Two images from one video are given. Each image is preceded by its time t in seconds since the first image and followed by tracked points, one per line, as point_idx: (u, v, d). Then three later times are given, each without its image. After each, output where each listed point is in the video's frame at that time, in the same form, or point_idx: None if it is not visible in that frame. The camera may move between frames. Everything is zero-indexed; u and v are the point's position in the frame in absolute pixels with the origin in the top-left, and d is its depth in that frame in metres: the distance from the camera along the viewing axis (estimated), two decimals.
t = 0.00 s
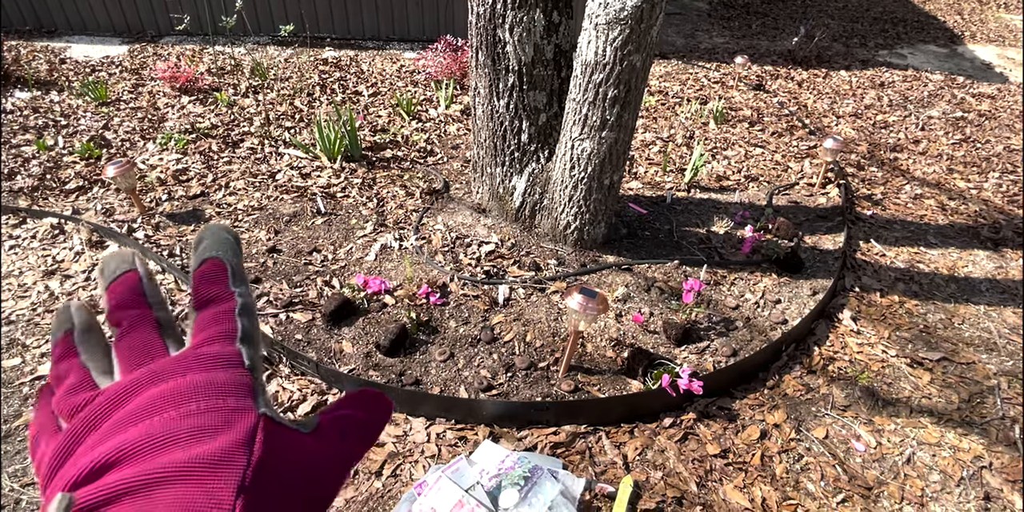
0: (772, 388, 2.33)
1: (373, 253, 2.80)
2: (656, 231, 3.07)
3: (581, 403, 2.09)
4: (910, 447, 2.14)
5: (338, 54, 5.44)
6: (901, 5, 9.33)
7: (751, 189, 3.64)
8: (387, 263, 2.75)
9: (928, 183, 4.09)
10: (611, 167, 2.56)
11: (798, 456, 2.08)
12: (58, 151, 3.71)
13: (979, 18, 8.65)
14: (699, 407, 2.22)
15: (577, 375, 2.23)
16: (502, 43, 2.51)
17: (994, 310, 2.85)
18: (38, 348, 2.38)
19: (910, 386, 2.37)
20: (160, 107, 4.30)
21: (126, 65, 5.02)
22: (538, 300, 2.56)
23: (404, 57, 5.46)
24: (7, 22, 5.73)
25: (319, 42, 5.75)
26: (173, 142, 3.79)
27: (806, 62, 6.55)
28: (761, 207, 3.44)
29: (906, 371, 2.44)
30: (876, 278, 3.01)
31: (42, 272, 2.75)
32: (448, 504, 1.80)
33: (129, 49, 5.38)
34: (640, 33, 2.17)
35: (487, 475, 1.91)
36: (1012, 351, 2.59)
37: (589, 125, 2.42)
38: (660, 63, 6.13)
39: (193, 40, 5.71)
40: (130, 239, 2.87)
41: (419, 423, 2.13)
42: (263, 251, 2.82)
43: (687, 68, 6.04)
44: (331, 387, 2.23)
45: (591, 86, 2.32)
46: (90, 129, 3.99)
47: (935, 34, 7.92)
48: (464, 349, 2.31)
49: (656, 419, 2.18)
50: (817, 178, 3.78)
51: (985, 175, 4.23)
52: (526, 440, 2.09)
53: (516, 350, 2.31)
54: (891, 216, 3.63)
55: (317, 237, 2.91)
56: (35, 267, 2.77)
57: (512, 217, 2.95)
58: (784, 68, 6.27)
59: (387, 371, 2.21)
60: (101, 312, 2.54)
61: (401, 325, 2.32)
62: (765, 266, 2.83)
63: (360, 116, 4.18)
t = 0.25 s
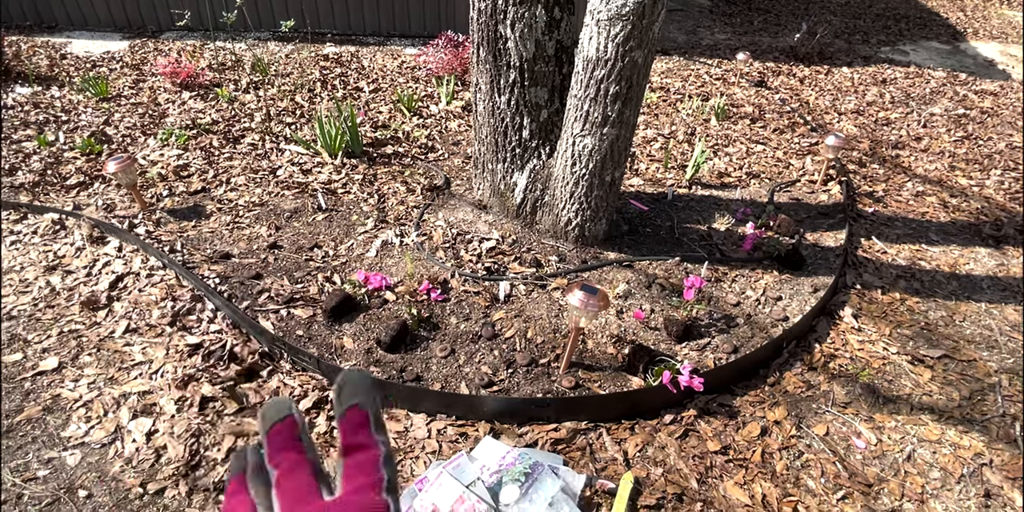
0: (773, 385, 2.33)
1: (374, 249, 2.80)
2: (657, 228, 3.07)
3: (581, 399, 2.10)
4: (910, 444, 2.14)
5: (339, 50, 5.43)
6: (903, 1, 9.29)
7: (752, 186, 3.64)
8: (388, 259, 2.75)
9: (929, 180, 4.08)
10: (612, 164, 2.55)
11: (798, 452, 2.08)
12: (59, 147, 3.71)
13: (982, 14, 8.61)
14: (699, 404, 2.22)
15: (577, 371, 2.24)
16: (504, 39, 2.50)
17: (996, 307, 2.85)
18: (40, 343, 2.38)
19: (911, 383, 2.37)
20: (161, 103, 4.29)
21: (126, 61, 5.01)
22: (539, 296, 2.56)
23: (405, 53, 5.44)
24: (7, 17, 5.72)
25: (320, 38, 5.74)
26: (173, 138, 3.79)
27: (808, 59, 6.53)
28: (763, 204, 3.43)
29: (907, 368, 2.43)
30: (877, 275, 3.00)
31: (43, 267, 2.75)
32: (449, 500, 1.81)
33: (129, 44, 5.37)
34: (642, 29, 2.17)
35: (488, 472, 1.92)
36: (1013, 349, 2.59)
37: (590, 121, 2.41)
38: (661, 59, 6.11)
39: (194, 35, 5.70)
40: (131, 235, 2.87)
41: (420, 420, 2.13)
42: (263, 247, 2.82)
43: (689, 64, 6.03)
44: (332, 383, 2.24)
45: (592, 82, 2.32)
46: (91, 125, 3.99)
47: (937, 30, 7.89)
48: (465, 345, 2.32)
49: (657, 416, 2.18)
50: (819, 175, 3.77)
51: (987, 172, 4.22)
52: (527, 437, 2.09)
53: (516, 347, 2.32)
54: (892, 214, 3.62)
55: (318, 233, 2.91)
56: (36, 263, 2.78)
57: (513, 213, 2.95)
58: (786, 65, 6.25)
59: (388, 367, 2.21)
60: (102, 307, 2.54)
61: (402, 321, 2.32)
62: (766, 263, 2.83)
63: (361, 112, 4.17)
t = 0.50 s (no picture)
0: (775, 381, 2.33)
1: (376, 245, 2.81)
2: (659, 224, 3.06)
3: (584, 395, 2.10)
4: (912, 440, 2.15)
5: (340, 46, 5.41)
6: None
7: (754, 182, 3.63)
8: (391, 255, 2.75)
9: (932, 176, 4.07)
10: (615, 160, 2.55)
11: (800, 448, 2.09)
12: (61, 142, 3.71)
13: (985, 10, 8.57)
14: (701, 400, 2.23)
15: (580, 367, 2.24)
16: (506, 34, 2.50)
17: (998, 304, 2.85)
18: (44, 338, 2.39)
19: (912, 380, 2.37)
20: (163, 98, 4.29)
21: (128, 56, 5.00)
22: (541, 292, 2.57)
23: (406, 49, 5.43)
24: (8, 12, 5.71)
25: (321, 33, 5.73)
26: (175, 134, 3.79)
27: (810, 55, 6.51)
28: (765, 200, 3.43)
29: (909, 364, 2.44)
30: (879, 272, 3.00)
31: (46, 262, 2.76)
32: (452, 495, 1.81)
33: (131, 40, 5.36)
34: (645, 24, 2.16)
35: (491, 467, 1.92)
36: (1015, 345, 2.59)
37: (593, 118, 2.41)
38: (663, 55, 6.10)
39: (195, 31, 5.69)
40: (133, 230, 2.87)
41: (423, 415, 2.14)
42: (266, 242, 2.82)
43: (691, 60, 6.01)
44: (335, 379, 2.24)
45: (595, 78, 2.32)
46: (92, 120, 3.99)
47: (940, 26, 7.85)
48: (467, 341, 2.32)
49: (659, 411, 2.18)
50: (821, 171, 3.77)
51: (990, 168, 4.21)
52: (529, 432, 2.10)
53: (519, 342, 2.32)
54: (894, 210, 3.62)
55: (321, 229, 2.91)
56: (39, 258, 2.78)
57: (515, 209, 2.95)
58: (788, 61, 6.23)
59: (391, 362, 2.22)
60: (105, 302, 2.55)
61: (404, 317, 2.32)
62: (768, 259, 2.83)
63: (363, 108, 4.17)
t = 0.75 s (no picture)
0: (776, 374, 2.34)
1: (378, 238, 2.81)
2: (660, 217, 3.06)
3: (585, 387, 2.11)
4: (912, 433, 2.15)
5: (341, 38, 5.40)
6: None
7: (756, 176, 3.63)
8: (392, 248, 2.75)
9: (934, 170, 4.06)
10: (616, 153, 2.54)
11: (801, 440, 2.09)
12: (62, 135, 3.70)
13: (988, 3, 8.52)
14: (702, 392, 2.23)
15: (581, 360, 2.24)
16: (508, 26, 2.49)
17: (999, 297, 2.84)
18: (46, 330, 2.40)
19: (913, 373, 2.38)
20: (163, 91, 4.28)
21: (128, 49, 4.99)
22: (542, 285, 2.57)
23: (407, 42, 5.41)
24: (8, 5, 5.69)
25: (322, 26, 5.70)
26: (176, 127, 3.79)
27: (813, 47, 6.48)
28: (767, 193, 3.42)
29: (910, 357, 2.44)
30: (880, 265, 3.00)
31: (48, 255, 2.76)
32: (454, 487, 1.81)
33: (131, 32, 5.34)
34: (647, 16, 2.15)
35: (492, 458, 1.92)
36: (1017, 338, 2.59)
37: (595, 110, 2.40)
38: (665, 48, 6.07)
39: (196, 23, 5.67)
40: (135, 223, 2.87)
41: (425, 407, 2.15)
42: (267, 235, 2.82)
43: (693, 53, 5.98)
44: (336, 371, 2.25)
45: (597, 70, 2.31)
46: (93, 113, 3.98)
47: (944, 19, 7.81)
48: (469, 333, 2.33)
49: (660, 403, 2.19)
50: (823, 164, 3.76)
51: (992, 162, 4.19)
52: (530, 424, 2.11)
53: (520, 335, 2.33)
54: (896, 204, 3.61)
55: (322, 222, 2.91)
56: (41, 251, 2.78)
57: (516, 202, 2.94)
58: (791, 54, 6.21)
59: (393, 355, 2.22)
60: (107, 295, 2.55)
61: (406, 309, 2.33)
62: (770, 252, 2.83)
63: (364, 101, 4.16)
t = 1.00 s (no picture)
0: (778, 367, 2.34)
1: (380, 231, 2.80)
2: (663, 211, 3.06)
3: (587, 380, 2.11)
4: (915, 425, 2.16)
5: (342, 32, 5.37)
6: None
7: (758, 169, 3.62)
8: (394, 241, 2.75)
9: (937, 163, 4.04)
10: (619, 146, 2.54)
11: (803, 433, 2.10)
12: (63, 128, 3.70)
13: None
14: (704, 385, 2.23)
15: (584, 353, 2.25)
16: (510, 19, 2.48)
17: (1002, 290, 2.84)
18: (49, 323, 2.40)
19: (916, 366, 2.38)
20: (165, 85, 4.27)
21: (129, 42, 4.97)
22: (545, 278, 2.57)
23: (408, 35, 5.39)
24: None
25: (323, 19, 5.68)
26: (178, 120, 3.78)
27: (816, 40, 6.45)
28: (769, 186, 3.42)
29: (912, 350, 2.44)
30: (883, 258, 3.00)
31: (50, 249, 2.76)
32: (457, 478, 1.82)
33: (131, 26, 5.32)
34: (650, 8, 2.14)
35: (496, 451, 1.93)
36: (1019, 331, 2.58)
37: (598, 103, 2.39)
38: (667, 41, 6.04)
39: (196, 17, 5.65)
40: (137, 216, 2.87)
41: (427, 400, 2.15)
42: (269, 228, 2.82)
43: (695, 46, 5.96)
44: (339, 363, 2.25)
45: (600, 62, 2.30)
46: (94, 107, 3.97)
47: (947, 11, 7.76)
48: (471, 326, 2.33)
49: (662, 396, 2.19)
50: (825, 157, 3.75)
51: (996, 155, 4.18)
52: (533, 416, 2.11)
53: (522, 328, 2.33)
54: (899, 197, 3.60)
55: (324, 215, 2.91)
56: (44, 244, 2.78)
57: (518, 196, 2.94)
58: (793, 47, 6.18)
59: (396, 348, 2.23)
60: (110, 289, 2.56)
61: (408, 302, 2.33)
62: (772, 246, 2.82)
63: (365, 94, 4.15)
